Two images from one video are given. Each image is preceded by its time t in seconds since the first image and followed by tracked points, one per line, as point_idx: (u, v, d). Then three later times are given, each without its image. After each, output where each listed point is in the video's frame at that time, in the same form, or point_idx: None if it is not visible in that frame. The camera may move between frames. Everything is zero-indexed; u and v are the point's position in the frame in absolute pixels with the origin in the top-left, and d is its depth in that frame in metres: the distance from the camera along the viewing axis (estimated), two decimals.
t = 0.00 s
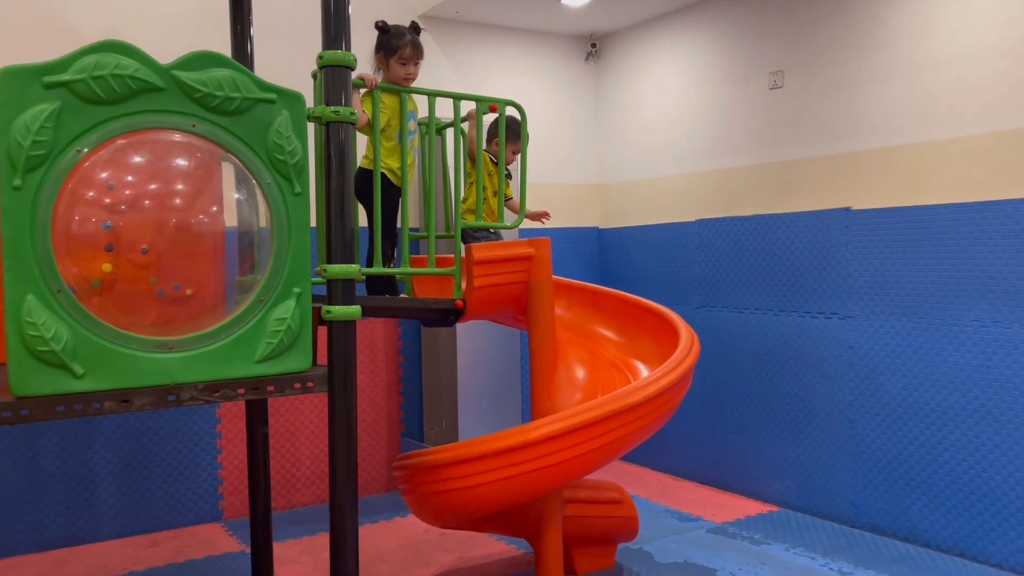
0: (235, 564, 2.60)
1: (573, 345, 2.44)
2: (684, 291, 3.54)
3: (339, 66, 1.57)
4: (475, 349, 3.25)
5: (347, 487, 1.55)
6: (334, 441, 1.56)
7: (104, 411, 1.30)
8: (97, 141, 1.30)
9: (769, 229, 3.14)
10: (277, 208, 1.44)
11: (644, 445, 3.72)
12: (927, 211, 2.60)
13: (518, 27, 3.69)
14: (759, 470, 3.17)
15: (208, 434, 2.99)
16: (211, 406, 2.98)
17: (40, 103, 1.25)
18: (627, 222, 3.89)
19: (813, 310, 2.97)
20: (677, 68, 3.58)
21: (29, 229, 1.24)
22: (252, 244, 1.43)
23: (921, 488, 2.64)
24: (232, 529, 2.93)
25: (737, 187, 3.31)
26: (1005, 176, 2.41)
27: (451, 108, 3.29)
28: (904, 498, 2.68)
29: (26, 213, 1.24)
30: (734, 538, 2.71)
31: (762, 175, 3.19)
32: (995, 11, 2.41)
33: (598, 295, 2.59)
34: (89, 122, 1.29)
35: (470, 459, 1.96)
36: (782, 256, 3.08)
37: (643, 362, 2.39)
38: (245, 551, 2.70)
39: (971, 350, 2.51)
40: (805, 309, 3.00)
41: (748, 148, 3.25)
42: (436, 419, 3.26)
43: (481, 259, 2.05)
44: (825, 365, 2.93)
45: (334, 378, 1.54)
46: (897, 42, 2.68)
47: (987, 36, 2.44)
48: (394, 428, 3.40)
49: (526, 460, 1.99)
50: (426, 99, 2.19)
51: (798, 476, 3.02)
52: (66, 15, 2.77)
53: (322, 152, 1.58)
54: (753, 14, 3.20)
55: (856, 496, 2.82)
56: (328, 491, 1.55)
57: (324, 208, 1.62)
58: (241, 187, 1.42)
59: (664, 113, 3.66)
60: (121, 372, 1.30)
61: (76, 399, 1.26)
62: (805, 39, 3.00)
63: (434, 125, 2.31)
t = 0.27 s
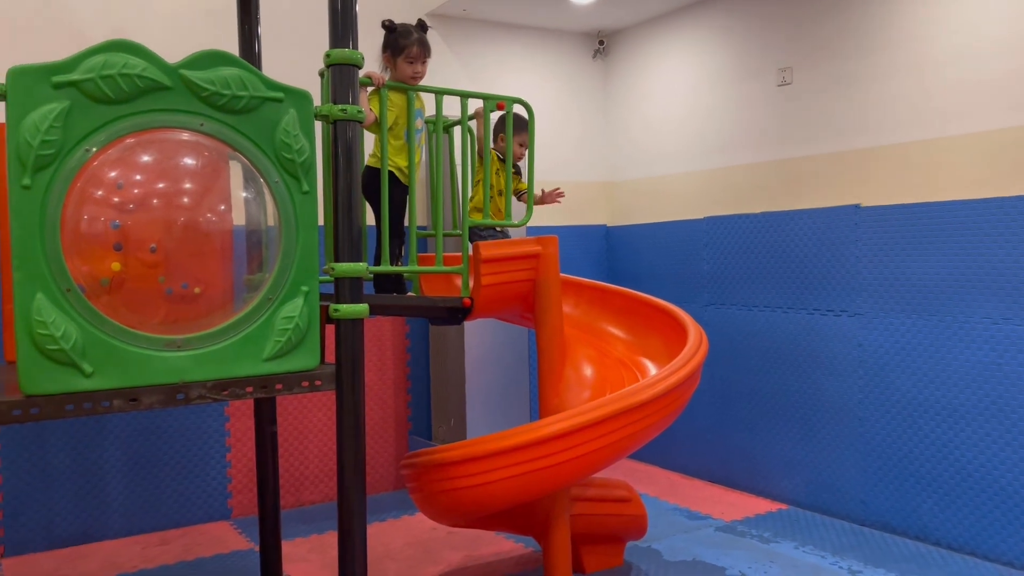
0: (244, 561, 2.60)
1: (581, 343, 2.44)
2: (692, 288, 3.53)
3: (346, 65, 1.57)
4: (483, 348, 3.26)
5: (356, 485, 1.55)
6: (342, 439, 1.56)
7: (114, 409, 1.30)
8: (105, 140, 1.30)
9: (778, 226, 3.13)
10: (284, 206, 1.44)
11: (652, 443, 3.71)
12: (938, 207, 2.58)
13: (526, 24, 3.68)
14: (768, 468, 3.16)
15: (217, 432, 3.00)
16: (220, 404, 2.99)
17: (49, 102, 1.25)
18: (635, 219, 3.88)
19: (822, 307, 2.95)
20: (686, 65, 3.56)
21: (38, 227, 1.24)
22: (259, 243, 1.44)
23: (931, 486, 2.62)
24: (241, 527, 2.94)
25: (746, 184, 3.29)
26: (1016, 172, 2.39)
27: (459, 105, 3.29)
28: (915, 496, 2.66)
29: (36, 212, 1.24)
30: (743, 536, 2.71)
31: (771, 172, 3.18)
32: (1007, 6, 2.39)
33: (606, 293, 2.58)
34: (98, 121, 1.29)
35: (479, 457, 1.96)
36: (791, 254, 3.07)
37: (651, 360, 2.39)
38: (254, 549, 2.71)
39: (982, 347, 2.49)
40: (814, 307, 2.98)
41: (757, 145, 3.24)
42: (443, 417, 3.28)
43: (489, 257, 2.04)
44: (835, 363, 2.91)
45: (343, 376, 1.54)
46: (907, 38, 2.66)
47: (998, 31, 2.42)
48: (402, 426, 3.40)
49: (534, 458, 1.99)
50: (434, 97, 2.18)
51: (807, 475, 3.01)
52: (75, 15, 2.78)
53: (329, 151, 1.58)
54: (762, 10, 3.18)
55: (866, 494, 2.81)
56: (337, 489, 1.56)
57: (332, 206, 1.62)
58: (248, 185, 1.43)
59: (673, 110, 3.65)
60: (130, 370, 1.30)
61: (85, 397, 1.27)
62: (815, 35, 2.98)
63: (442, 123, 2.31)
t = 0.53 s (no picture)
0: (253, 561, 2.61)
1: (588, 342, 2.44)
2: (700, 287, 3.52)
3: (353, 66, 1.57)
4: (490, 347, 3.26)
5: (364, 485, 1.56)
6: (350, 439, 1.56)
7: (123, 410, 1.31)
8: (114, 143, 1.31)
9: (785, 225, 3.12)
10: (292, 208, 1.44)
11: (661, 442, 3.71)
12: (947, 205, 2.57)
13: (532, 24, 3.68)
14: (777, 466, 3.15)
15: (226, 432, 3.01)
16: (229, 404, 3.00)
17: (58, 106, 1.26)
18: (643, 218, 3.88)
19: (830, 306, 2.94)
20: (693, 63, 3.55)
21: (48, 230, 1.25)
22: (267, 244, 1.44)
23: (940, 485, 2.61)
24: (251, 526, 2.96)
25: (754, 183, 3.28)
26: None
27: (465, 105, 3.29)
28: (924, 495, 2.65)
29: (46, 215, 1.25)
30: (752, 536, 2.70)
31: (779, 170, 3.17)
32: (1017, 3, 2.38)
33: (613, 293, 2.58)
34: (107, 124, 1.30)
35: (487, 457, 1.96)
36: (799, 252, 3.06)
37: (659, 360, 2.38)
38: (263, 549, 2.72)
39: (992, 345, 2.48)
40: (822, 306, 2.97)
41: (764, 144, 3.23)
42: (450, 417, 3.27)
43: (496, 257, 2.04)
44: (843, 362, 2.90)
45: (351, 376, 1.54)
46: (916, 35, 2.65)
47: (1008, 28, 2.40)
48: (411, 426, 3.41)
49: (542, 458, 1.99)
50: (440, 97, 2.18)
51: (816, 473, 3.00)
52: (83, 18, 2.80)
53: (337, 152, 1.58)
54: (770, 8, 3.17)
55: (875, 493, 2.80)
56: (345, 489, 1.56)
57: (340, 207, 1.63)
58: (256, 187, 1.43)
59: (680, 109, 3.64)
60: (140, 371, 1.31)
61: (95, 398, 1.27)
62: (823, 32, 2.96)
63: (449, 124, 2.31)
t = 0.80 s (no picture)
0: (259, 562, 2.62)
1: (593, 342, 2.44)
2: (705, 286, 3.52)
3: (357, 67, 1.57)
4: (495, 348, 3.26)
5: (369, 486, 1.56)
6: (356, 440, 1.56)
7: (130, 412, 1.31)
8: (119, 145, 1.31)
9: (791, 224, 3.11)
10: (297, 209, 1.44)
11: (666, 441, 3.70)
12: (953, 203, 2.55)
13: (536, 23, 3.68)
14: (783, 465, 3.14)
15: (232, 433, 3.02)
16: (235, 405, 3.01)
17: (64, 108, 1.27)
18: (647, 217, 3.87)
19: (836, 304, 2.94)
20: (698, 62, 3.54)
21: (54, 232, 1.26)
22: (272, 246, 1.45)
23: (947, 484, 2.60)
24: (257, 527, 2.97)
25: (759, 181, 3.27)
26: None
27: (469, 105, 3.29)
28: (931, 494, 2.64)
29: (52, 218, 1.25)
30: (758, 535, 2.70)
31: (784, 169, 3.16)
32: None
33: (618, 292, 2.58)
34: (113, 126, 1.30)
35: (492, 457, 1.96)
36: (805, 250, 3.05)
37: (664, 359, 2.38)
38: (269, 549, 2.73)
39: (999, 343, 2.47)
40: (828, 304, 2.97)
41: (769, 142, 3.22)
42: (456, 417, 3.31)
43: (500, 257, 2.04)
44: (849, 361, 2.90)
45: (355, 378, 1.54)
46: (920, 33, 2.64)
47: (1013, 24, 2.39)
48: (416, 426, 3.41)
49: (547, 458, 1.99)
50: (444, 98, 2.18)
51: (823, 472, 2.99)
52: (88, 21, 2.81)
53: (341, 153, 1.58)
54: (775, 6, 3.16)
55: (882, 492, 2.79)
56: (351, 490, 1.56)
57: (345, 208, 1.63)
58: (261, 188, 1.43)
59: (684, 108, 3.63)
60: (146, 373, 1.31)
61: (102, 399, 1.28)
62: (828, 30, 2.95)
63: (453, 124, 2.31)
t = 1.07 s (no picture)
0: (263, 562, 2.62)
1: (596, 341, 2.44)
2: (709, 285, 3.51)
3: (359, 67, 1.57)
4: (499, 347, 3.26)
5: (373, 485, 1.56)
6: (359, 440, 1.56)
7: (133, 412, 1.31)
8: (121, 146, 1.31)
9: (794, 222, 3.10)
10: (299, 209, 1.44)
11: (670, 440, 3.70)
12: (958, 201, 2.54)
13: (538, 22, 3.68)
14: (787, 464, 3.14)
15: (236, 433, 3.02)
16: (238, 406, 3.01)
17: (66, 109, 1.27)
18: (650, 216, 3.87)
19: (840, 302, 2.93)
20: (700, 61, 3.54)
21: (57, 233, 1.26)
22: (275, 246, 1.44)
23: (951, 482, 2.60)
24: (261, 527, 2.97)
25: (762, 180, 3.27)
26: None
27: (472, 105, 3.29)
28: (936, 492, 2.64)
29: (55, 219, 1.25)
30: (762, 534, 2.69)
31: (787, 167, 3.15)
32: None
33: (621, 291, 2.58)
34: (115, 127, 1.30)
35: (495, 457, 1.96)
36: (809, 248, 3.04)
37: (667, 358, 2.38)
38: (273, 549, 2.73)
39: (1004, 341, 2.46)
40: (832, 302, 2.96)
41: (772, 141, 3.21)
42: (460, 415, 3.29)
43: (503, 256, 2.04)
44: (854, 359, 2.89)
45: (359, 378, 1.54)
46: (923, 30, 2.63)
47: (1016, 21, 2.38)
48: (420, 426, 3.41)
49: (550, 457, 1.98)
50: (447, 97, 2.18)
51: (827, 471, 2.99)
52: (90, 22, 2.81)
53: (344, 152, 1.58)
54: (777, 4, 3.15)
55: (886, 491, 2.78)
56: (355, 490, 1.56)
57: (347, 208, 1.63)
58: (263, 188, 1.43)
59: (687, 107, 3.63)
60: (149, 373, 1.31)
61: (105, 400, 1.28)
62: (831, 27, 2.94)
63: (455, 123, 2.30)
